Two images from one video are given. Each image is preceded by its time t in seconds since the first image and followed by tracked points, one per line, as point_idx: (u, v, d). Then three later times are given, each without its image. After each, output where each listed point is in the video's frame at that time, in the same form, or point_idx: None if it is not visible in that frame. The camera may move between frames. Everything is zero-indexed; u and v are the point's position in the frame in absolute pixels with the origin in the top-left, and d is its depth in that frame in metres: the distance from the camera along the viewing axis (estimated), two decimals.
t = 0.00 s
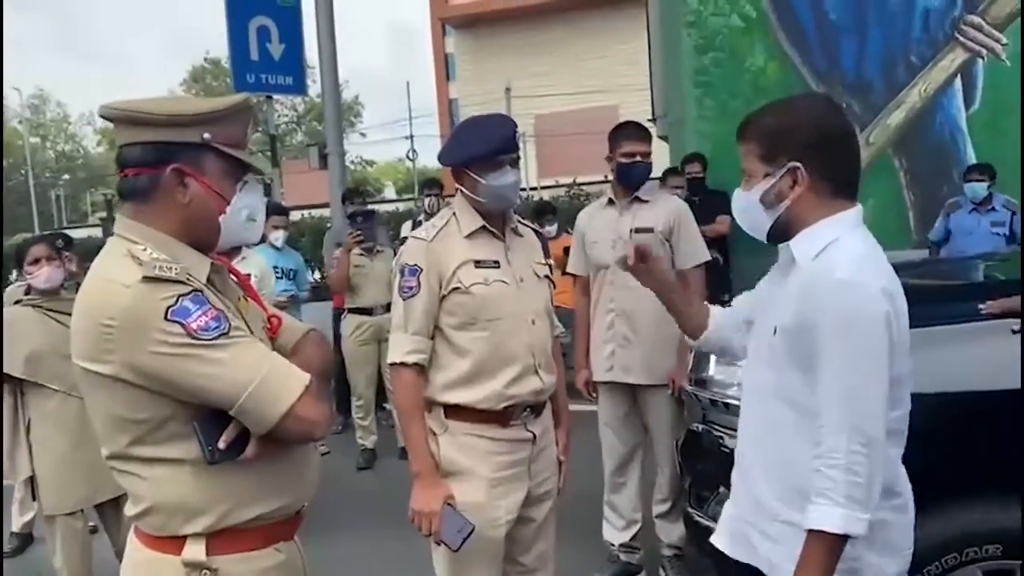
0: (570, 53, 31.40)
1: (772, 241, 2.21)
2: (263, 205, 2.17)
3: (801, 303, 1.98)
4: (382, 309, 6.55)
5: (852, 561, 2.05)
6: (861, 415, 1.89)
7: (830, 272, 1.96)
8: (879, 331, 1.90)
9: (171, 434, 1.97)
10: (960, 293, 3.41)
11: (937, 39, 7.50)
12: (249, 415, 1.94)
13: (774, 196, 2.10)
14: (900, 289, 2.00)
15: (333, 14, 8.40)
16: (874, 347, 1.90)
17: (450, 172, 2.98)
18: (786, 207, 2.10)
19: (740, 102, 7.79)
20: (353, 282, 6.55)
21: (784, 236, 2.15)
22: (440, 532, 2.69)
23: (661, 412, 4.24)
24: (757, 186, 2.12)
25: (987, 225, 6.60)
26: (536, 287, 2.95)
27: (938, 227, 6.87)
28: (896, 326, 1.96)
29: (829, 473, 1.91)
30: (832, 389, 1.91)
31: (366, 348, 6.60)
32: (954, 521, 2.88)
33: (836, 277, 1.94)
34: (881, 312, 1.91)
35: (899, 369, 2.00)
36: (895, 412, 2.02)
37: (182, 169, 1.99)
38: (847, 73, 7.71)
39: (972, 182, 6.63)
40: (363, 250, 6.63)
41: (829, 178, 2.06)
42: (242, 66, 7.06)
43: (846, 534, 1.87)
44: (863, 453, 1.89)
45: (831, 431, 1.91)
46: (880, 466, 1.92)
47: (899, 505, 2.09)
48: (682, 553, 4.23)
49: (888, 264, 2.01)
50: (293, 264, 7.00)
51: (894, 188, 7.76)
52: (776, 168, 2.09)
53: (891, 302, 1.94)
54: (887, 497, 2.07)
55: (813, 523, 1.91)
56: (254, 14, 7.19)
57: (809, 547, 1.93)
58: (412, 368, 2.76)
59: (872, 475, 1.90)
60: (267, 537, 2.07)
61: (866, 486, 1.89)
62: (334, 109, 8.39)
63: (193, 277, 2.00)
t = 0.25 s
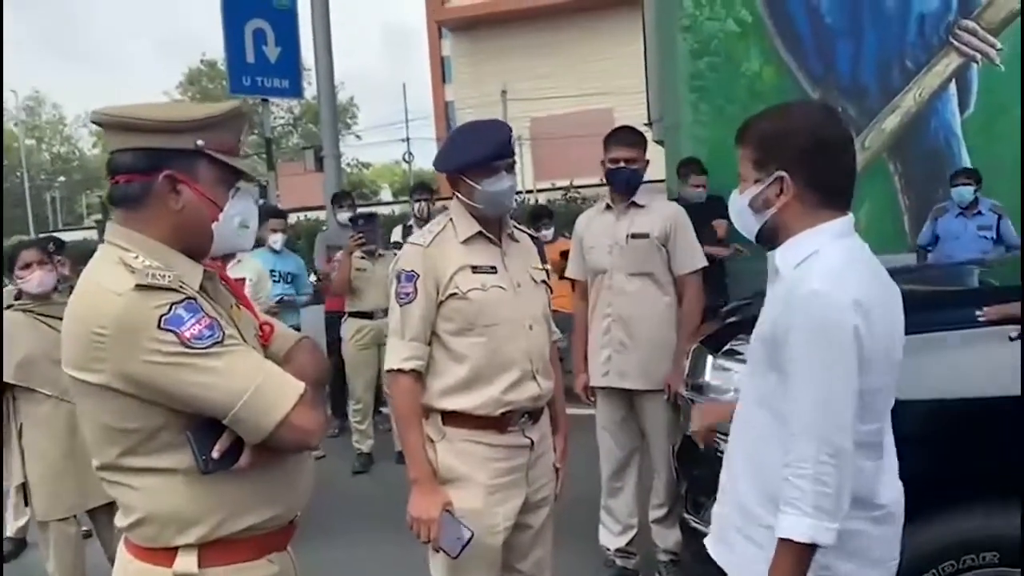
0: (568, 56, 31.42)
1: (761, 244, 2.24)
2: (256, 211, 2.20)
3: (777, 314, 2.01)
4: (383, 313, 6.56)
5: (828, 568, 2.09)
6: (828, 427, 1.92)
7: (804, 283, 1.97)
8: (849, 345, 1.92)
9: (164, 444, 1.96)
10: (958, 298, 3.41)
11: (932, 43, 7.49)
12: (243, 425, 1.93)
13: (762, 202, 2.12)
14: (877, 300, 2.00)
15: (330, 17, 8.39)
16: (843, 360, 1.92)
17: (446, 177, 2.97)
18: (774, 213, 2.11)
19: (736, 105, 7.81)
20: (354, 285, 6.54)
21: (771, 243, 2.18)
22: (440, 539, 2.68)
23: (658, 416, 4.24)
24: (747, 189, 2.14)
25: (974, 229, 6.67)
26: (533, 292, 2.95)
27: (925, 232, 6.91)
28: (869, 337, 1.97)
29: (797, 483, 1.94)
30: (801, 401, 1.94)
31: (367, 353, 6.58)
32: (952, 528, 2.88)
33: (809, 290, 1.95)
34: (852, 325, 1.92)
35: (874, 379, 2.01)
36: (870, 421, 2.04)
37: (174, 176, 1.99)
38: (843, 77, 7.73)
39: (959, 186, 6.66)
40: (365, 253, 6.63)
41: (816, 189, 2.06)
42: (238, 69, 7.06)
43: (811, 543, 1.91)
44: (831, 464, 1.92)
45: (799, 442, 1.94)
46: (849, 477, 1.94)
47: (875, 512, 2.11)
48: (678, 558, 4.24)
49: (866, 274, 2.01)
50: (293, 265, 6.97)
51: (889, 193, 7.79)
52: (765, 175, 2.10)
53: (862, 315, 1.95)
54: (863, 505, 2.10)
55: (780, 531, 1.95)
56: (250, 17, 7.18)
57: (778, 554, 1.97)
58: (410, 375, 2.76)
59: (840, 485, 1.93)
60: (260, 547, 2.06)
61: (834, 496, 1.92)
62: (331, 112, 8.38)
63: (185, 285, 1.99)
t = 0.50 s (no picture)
0: (560, 58, 31.43)
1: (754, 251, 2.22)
2: (246, 214, 2.16)
3: (757, 316, 2.01)
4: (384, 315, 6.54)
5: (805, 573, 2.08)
6: (797, 430, 1.91)
7: (784, 286, 1.97)
8: (821, 350, 1.90)
9: (155, 451, 1.93)
10: (953, 303, 3.40)
11: (925, 47, 7.50)
12: (235, 431, 1.90)
13: (752, 207, 2.11)
14: (861, 306, 1.97)
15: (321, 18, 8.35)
16: (815, 364, 1.90)
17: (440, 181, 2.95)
18: (763, 219, 2.10)
19: (729, 109, 7.80)
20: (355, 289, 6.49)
21: (763, 249, 2.16)
22: (434, 545, 2.65)
23: (651, 420, 4.22)
24: (739, 196, 2.14)
25: (960, 233, 6.79)
26: (528, 296, 2.92)
27: (915, 238, 7.03)
28: (848, 342, 1.95)
29: (764, 484, 1.95)
30: (772, 403, 1.94)
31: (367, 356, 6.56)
32: (949, 534, 2.87)
33: (786, 294, 1.95)
34: (826, 329, 1.91)
35: (854, 385, 1.99)
36: (851, 428, 2.01)
37: (164, 179, 1.95)
38: (836, 80, 7.75)
39: (942, 192, 6.80)
40: (366, 256, 6.57)
41: (809, 192, 2.04)
42: (230, 70, 7.01)
43: (773, 544, 1.91)
44: (798, 467, 1.91)
45: (769, 443, 1.94)
46: (819, 481, 1.93)
47: (858, 519, 2.09)
48: (672, 563, 4.22)
49: (851, 280, 1.98)
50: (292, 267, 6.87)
51: (883, 196, 7.78)
52: (754, 181, 2.10)
53: (840, 321, 1.93)
54: (845, 512, 2.07)
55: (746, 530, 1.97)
56: (242, 18, 7.13)
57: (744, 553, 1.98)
58: (405, 378, 2.73)
59: (808, 489, 1.92)
60: (253, 555, 2.04)
61: (801, 499, 1.92)
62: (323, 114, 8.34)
63: (176, 290, 1.96)
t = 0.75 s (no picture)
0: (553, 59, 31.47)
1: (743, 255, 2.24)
2: (242, 216, 2.17)
3: (749, 319, 2.03)
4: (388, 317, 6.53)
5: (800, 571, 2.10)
6: (792, 430, 1.93)
7: (775, 289, 1.99)
8: (814, 351, 1.93)
9: (154, 451, 1.94)
10: (943, 305, 3.43)
11: (915, 51, 7.56)
12: (234, 432, 1.91)
13: (740, 213, 2.13)
14: (851, 307, 2.00)
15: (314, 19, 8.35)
16: (808, 365, 1.93)
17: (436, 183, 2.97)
18: (750, 224, 2.12)
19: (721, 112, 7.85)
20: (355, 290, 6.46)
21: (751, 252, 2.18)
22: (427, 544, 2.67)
23: (643, 421, 4.24)
24: (724, 202, 2.15)
25: (945, 235, 6.86)
26: (522, 297, 2.94)
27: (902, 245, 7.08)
28: (840, 343, 1.97)
29: (761, 485, 1.97)
30: (767, 404, 1.96)
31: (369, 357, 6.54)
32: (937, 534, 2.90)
33: (778, 296, 1.97)
34: (819, 331, 1.93)
35: (845, 385, 2.01)
36: (843, 427, 2.04)
37: (162, 181, 1.96)
38: (827, 84, 7.79)
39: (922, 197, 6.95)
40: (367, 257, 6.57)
41: (796, 196, 2.07)
42: (223, 70, 7.02)
43: (771, 543, 1.93)
44: (793, 466, 1.94)
45: (764, 444, 1.96)
46: (814, 480, 1.96)
47: (851, 518, 2.11)
48: (663, 564, 4.24)
49: (840, 282, 2.00)
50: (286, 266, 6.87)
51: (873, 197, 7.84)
52: (742, 186, 2.11)
53: (831, 322, 1.95)
54: (838, 511, 2.10)
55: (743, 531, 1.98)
56: (234, 19, 7.13)
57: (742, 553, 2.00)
58: (399, 378, 2.75)
59: (803, 488, 1.94)
60: (251, 555, 2.05)
61: (796, 499, 1.94)
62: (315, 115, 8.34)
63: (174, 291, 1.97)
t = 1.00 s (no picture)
0: (544, 60, 31.49)
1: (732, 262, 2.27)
2: (235, 218, 2.17)
3: (742, 319, 2.04)
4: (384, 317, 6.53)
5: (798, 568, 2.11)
6: (789, 428, 1.95)
7: (767, 289, 2.00)
8: (807, 349, 1.95)
9: (148, 451, 1.94)
10: (930, 306, 3.46)
11: (903, 53, 7.62)
12: (228, 430, 1.92)
13: (723, 220, 2.16)
14: (841, 305, 2.02)
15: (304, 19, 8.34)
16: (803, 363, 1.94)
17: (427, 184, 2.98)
18: (734, 229, 2.14)
19: (710, 113, 7.89)
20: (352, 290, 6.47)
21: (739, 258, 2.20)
22: (416, 543, 2.67)
23: (633, 421, 4.25)
24: (709, 212, 2.20)
25: (932, 236, 6.91)
26: (513, 297, 2.94)
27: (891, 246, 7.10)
28: (832, 341, 2.00)
29: (759, 483, 1.97)
30: (763, 403, 1.97)
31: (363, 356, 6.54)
32: (924, 533, 2.92)
33: (771, 296, 1.98)
34: (812, 329, 1.95)
35: (837, 382, 2.04)
36: (836, 425, 2.06)
37: (156, 181, 1.97)
38: (815, 86, 7.83)
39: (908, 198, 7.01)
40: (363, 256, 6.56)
41: (777, 198, 2.09)
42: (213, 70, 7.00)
43: (771, 541, 1.94)
44: (791, 464, 1.95)
45: (761, 442, 1.97)
46: (811, 477, 1.97)
47: (845, 514, 2.13)
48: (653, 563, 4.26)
49: (830, 280, 2.03)
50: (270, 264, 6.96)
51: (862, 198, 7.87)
52: (721, 195, 2.15)
53: (823, 319, 1.98)
54: (832, 508, 2.12)
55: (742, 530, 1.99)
56: (224, 18, 7.12)
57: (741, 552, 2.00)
58: (390, 378, 2.75)
59: (801, 485, 1.95)
60: (244, 554, 2.05)
61: (795, 496, 1.95)
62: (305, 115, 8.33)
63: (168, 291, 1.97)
